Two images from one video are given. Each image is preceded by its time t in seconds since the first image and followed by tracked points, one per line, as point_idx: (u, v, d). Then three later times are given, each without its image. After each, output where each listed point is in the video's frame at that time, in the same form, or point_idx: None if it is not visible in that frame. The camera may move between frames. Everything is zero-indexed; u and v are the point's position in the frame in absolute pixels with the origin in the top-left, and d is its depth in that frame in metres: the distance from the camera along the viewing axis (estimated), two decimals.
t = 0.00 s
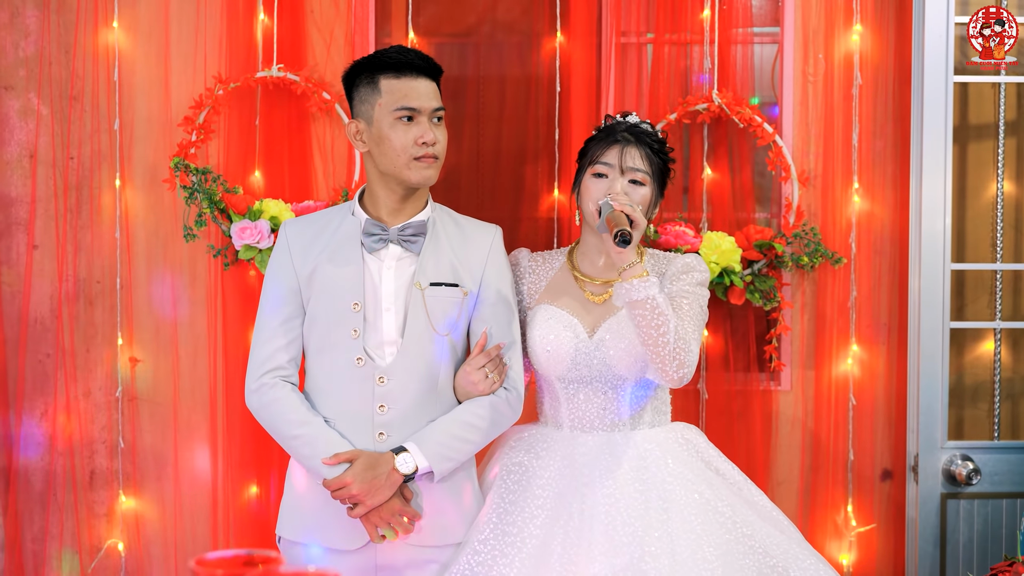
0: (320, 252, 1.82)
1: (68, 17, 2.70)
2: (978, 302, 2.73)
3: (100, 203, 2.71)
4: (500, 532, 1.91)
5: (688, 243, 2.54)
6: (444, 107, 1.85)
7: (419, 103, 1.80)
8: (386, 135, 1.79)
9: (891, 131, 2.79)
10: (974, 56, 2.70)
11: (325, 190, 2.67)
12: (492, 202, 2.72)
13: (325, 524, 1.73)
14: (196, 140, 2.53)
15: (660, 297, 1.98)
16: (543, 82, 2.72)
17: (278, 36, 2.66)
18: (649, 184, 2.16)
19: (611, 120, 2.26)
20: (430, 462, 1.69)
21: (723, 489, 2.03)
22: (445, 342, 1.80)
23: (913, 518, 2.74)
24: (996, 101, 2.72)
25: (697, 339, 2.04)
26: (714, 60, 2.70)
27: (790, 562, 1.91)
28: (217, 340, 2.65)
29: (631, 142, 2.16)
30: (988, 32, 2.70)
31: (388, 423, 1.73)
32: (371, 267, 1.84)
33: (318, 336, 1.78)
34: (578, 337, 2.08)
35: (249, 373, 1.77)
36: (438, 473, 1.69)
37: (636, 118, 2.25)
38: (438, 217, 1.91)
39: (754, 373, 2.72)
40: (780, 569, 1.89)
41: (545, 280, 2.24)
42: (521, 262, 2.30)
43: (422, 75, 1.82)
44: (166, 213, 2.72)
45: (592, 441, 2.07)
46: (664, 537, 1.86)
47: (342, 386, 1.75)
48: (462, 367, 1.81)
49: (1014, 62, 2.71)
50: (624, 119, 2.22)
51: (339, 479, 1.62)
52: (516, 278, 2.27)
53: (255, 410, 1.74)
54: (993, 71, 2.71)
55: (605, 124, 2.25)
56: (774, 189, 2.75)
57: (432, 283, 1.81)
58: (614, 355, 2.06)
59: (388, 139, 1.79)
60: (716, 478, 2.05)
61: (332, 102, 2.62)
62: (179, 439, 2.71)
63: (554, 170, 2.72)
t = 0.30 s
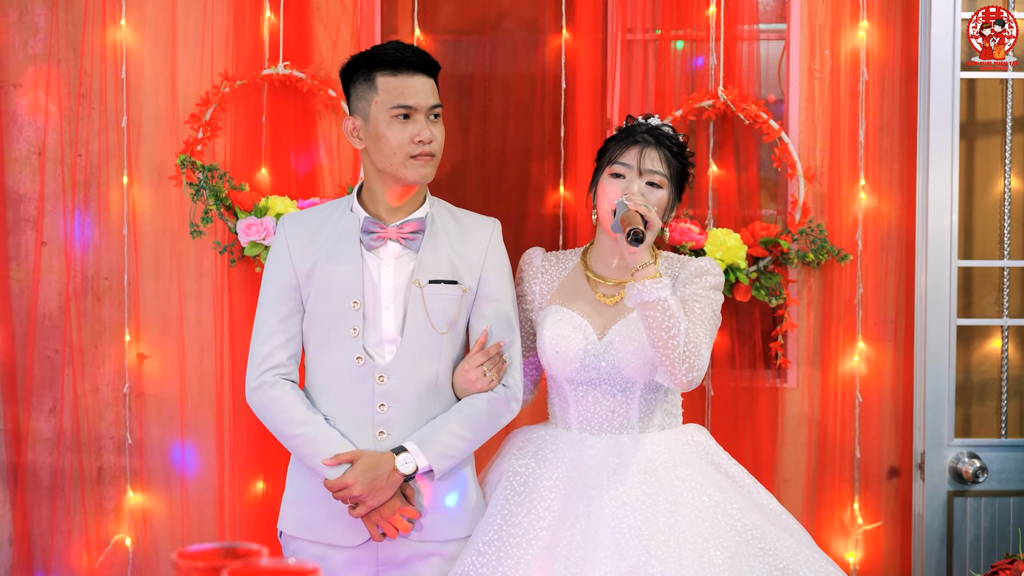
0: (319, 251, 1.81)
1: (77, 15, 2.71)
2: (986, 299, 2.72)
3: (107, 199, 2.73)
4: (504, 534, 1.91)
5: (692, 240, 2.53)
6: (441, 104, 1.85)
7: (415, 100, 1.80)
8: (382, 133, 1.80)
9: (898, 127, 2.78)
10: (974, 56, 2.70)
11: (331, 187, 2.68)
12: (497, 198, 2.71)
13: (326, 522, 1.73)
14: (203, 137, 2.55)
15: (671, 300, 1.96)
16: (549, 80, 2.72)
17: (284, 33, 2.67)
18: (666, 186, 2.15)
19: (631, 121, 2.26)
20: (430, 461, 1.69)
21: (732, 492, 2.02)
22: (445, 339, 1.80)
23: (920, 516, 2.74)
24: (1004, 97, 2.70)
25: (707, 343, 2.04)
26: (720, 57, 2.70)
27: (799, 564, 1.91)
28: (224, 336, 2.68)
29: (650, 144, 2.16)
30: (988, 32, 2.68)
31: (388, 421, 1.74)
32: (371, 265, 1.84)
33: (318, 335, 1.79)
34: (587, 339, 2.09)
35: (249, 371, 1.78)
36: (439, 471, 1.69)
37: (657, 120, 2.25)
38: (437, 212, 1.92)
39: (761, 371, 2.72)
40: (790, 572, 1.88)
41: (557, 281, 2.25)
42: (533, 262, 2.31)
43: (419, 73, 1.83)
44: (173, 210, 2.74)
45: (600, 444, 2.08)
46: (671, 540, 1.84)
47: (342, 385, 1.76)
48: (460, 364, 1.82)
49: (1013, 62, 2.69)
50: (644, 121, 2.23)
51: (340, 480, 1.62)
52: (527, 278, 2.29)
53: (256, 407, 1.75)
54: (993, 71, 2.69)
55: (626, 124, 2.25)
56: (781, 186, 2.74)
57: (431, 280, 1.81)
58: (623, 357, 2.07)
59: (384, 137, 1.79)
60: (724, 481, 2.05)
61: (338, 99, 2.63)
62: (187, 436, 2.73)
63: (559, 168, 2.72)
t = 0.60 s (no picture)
0: (319, 249, 1.84)
1: (86, 16, 2.73)
2: (993, 299, 2.72)
3: (116, 199, 2.75)
4: (507, 531, 1.89)
5: (698, 239, 2.54)
6: (431, 101, 1.85)
7: (403, 99, 1.80)
8: (372, 134, 1.81)
9: (905, 127, 2.78)
10: (974, 56, 2.68)
11: (338, 186, 2.69)
12: (504, 198, 2.72)
13: (329, 521, 1.74)
14: (211, 137, 2.56)
15: (678, 301, 2.04)
16: (555, 80, 2.72)
17: (291, 33, 2.68)
18: (678, 186, 2.16)
19: (647, 119, 2.27)
20: (433, 458, 1.70)
21: (737, 492, 2.02)
22: (445, 336, 1.81)
23: (926, 516, 2.73)
24: (1012, 96, 2.70)
25: (713, 347, 2.05)
26: (726, 57, 2.70)
27: (803, 564, 1.90)
28: (232, 333, 2.68)
29: (664, 143, 2.16)
30: (987, 32, 2.67)
31: (388, 418, 1.75)
32: (370, 263, 1.85)
33: (319, 333, 1.80)
34: (595, 338, 2.10)
35: (251, 370, 1.79)
36: (439, 467, 1.71)
37: (673, 119, 2.25)
38: (435, 210, 1.93)
39: (767, 371, 2.71)
40: (794, 571, 1.87)
41: (567, 278, 2.26)
42: (543, 259, 2.31)
43: (406, 71, 1.83)
44: (181, 210, 2.75)
45: (605, 443, 2.09)
46: (674, 540, 1.85)
47: (343, 383, 1.77)
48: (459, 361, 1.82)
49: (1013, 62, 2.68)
50: (658, 120, 2.23)
51: (342, 476, 1.65)
52: (536, 275, 2.29)
53: (257, 407, 1.76)
54: (994, 72, 2.68)
55: (640, 123, 2.26)
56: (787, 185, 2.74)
57: (430, 278, 1.82)
58: (629, 357, 2.07)
59: (376, 138, 1.80)
60: (729, 481, 2.05)
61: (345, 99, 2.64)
62: (195, 434, 2.74)
63: (566, 167, 2.72)
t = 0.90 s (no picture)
0: (321, 248, 1.85)
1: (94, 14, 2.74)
2: (1000, 297, 2.72)
3: (124, 196, 2.76)
4: (510, 531, 1.92)
5: (704, 237, 2.54)
6: (432, 101, 1.85)
7: (401, 100, 1.81)
8: (370, 134, 1.82)
9: (911, 125, 2.78)
10: (974, 56, 2.69)
11: (346, 184, 2.71)
12: (511, 196, 2.72)
13: (331, 518, 1.75)
14: (218, 135, 2.57)
15: (683, 301, 1.98)
16: (562, 78, 2.72)
17: (299, 31, 2.69)
18: (681, 184, 2.15)
19: (649, 117, 2.25)
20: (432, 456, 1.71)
21: (740, 490, 2.02)
22: (445, 334, 1.81)
23: (932, 514, 2.73)
24: (1019, 95, 2.71)
25: (717, 344, 2.03)
26: (733, 54, 2.70)
27: (806, 563, 1.90)
28: (238, 331, 2.70)
29: (667, 142, 2.15)
30: (988, 32, 2.68)
31: (389, 416, 1.76)
32: (371, 261, 1.86)
33: (321, 331, 1.81)
34: (597, 337, 2.10)
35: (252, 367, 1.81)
36: (439, 465, 1.71)
37: (676, 118, 2.24)
38: (437, 208, 1.93)
39: (774, 368, 2.72)
40: (796, 570, 1.88)
41: (569, 278, 2.26)
42: (546, 258, 2.32)
43: (406, 71, 1.83)
44: (188, 208, 2.77)
45: (608, 442, 2.09)
46: (676, 539, 1.85)
47: (344, 380, 1.78)
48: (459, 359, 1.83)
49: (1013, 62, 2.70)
50: (662, 118, 2.21)
51: (340, 475, 1.66)
52: (539, 275, 2.29)
53: (259, 404, 1.78)
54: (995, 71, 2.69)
55: (643, 121, 2.24)
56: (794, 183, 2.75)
57: (431, 276, 1.83)
58: (632, 356, 2.08)
59: (373, 138, 1.81)
60: (732, 479, 2.05)
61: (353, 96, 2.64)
62: (203, 431, 2.75)
63: (573, 165, 2.72)
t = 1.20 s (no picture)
0: (322, 245, 1.86)
1: (100, 13, 2.75)
2: (1002, 296, 2.73)
3: (130, 195, 2.77)
4: (511, 529, 1.93)
5: (708, 236, 2.54)
6: (431, 102, 1.84)
7: (399, 101, 1.80)
8: (368, 134, 1.82)
9: (915, 124, 2.79)
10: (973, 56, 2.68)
11: (351, 181, 2.71)
12: (515, 194, 2.73)
13: (332, 515, 1.76)
14: (223, 133, 2.59)
15: (682, 299, 1.99)
16: (567, 77, 2.73)
17: (304, 30, 2.70)
18: (680, 183, 2.16)
19: (648, 118, 2.27)
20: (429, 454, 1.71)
21: (740, 488, 2.03)
22: (444, 331, 1.82)
23: (935, 512, 2.74)
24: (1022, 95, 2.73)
25: (716, 342, 2.04)
26: (737, 53, 2.71)
27: (806, 560, 1.91)
28: (246, 328, 2.70)
29: (667, 140, 2.15)
30: (987, 32, 2.67)
31: (388, 414, 1.76)
32: (371, 259, 1.87)
33: (322, 328, 1.82)
34: (597, 335, 2.10)
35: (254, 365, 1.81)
36: (436, 462, 1.72)
37: (674, 118, 2.25)
38: (438, 207, 1.94)
39: (777, 367, 2.72)
40: (796, 567, 1.89)
41: (570, 277, 2.26)
42: (546, 258, 2.32)
43: (405, 72, 1.82)
44: (194, 206, 2.78)
45: (609, 440, 2.09)
46: (676, 537, 1.85)
47: (344, 378, 1.78)
48: (458, 358, 1.83)
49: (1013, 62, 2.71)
50: (660, 118, 2.22)
51: (338, 471, 1.67)
52: (539, 275, 2.30)
53: (260, 401, 1.78)
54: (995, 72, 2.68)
55: (642, 121, 2.25)
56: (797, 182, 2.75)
57: (431, 274, 1.84)
58: (632, 354, 2.08)
59: (371, 138, 1.82)
60: (733, 477, 2.05)
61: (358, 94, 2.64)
62: (208, 429, 2.77)
63: (578, 163, 2.73)
